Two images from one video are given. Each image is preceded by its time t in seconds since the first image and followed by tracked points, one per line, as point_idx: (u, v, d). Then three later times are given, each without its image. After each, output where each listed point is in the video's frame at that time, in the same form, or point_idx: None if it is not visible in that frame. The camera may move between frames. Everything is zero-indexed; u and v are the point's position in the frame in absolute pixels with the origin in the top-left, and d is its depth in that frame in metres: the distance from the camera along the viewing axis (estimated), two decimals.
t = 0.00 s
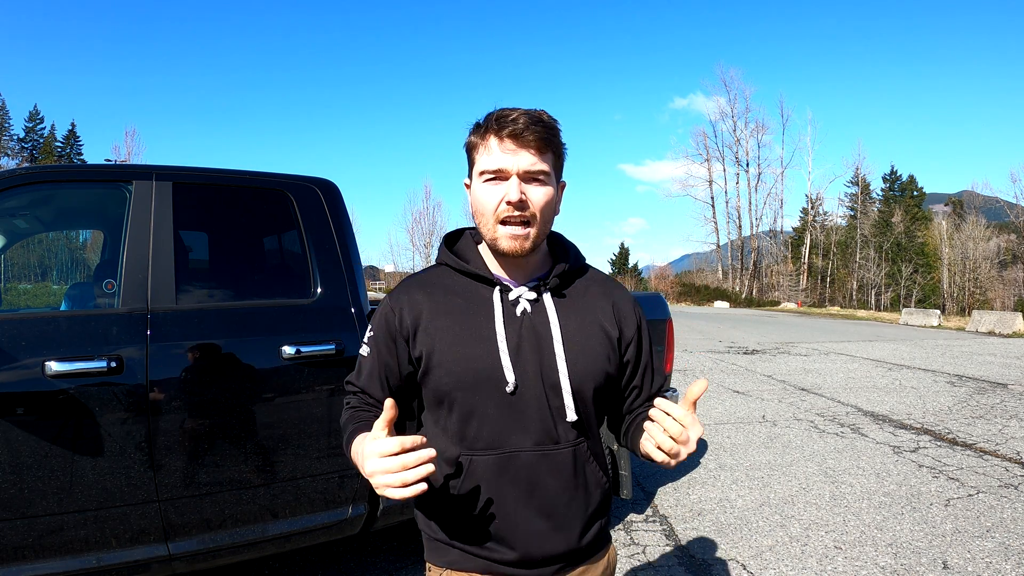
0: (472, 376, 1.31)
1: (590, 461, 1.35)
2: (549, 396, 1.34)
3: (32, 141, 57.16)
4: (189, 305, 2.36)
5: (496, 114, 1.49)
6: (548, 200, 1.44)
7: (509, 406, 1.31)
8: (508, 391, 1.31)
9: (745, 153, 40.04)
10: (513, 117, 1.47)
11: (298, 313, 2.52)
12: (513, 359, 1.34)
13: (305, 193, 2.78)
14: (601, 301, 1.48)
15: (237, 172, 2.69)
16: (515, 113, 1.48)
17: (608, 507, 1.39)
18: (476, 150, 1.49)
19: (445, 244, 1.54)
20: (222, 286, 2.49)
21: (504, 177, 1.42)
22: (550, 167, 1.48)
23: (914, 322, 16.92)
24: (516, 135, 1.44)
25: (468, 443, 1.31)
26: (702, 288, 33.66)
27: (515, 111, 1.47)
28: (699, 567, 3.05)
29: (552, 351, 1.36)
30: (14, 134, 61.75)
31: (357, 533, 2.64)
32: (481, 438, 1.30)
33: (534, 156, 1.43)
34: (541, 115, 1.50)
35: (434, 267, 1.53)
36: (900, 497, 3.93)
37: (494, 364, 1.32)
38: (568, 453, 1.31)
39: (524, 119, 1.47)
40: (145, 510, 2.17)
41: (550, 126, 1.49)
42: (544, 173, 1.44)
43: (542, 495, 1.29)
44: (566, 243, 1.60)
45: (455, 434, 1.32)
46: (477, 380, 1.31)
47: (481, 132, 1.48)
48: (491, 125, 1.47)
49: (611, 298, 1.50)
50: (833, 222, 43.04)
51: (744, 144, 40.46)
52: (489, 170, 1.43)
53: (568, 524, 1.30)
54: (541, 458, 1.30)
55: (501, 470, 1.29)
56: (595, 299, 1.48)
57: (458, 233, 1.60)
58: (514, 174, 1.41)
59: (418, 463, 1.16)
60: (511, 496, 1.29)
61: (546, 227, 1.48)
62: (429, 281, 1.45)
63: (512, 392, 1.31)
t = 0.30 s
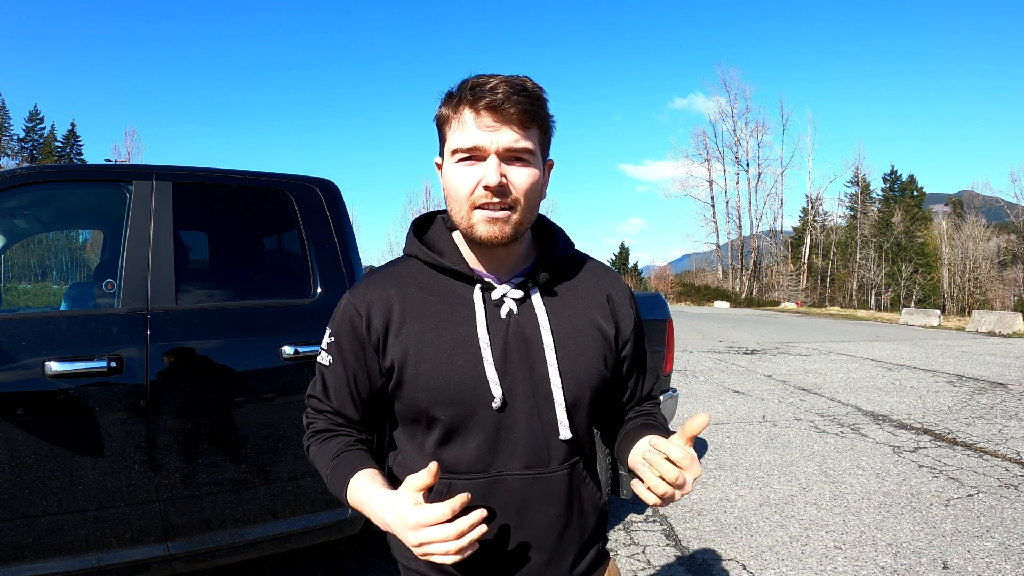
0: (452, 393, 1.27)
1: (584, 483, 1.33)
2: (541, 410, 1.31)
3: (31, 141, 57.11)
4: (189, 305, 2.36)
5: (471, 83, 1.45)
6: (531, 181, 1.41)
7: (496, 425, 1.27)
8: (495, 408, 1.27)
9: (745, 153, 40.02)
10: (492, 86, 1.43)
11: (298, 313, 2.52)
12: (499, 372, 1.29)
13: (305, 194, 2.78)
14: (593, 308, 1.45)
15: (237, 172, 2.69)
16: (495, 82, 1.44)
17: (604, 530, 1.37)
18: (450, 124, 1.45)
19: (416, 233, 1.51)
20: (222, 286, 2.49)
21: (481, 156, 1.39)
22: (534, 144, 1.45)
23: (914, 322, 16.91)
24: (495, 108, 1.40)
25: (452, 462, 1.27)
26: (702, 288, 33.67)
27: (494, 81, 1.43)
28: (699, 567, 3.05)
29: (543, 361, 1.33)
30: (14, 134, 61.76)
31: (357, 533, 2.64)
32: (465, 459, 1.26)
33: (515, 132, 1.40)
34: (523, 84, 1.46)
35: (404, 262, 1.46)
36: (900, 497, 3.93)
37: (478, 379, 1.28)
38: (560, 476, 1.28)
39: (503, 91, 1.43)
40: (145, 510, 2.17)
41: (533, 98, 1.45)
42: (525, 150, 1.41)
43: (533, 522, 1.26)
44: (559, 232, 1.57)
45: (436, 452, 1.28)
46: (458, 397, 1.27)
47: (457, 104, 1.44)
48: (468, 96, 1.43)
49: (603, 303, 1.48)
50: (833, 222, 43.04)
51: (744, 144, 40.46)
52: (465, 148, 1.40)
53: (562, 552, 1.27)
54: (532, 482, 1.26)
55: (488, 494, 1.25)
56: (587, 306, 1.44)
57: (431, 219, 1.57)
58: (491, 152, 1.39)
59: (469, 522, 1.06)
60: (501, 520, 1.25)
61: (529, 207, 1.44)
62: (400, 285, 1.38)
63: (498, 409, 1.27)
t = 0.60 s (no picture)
0: (439, 391, 1.25)
1: (583, 491, 1.32)
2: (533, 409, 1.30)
3: (32, 142, 57.13)
4: (189, 305, 2.36)
5: (479, 71, 1.43)
6: (534, 180, 1.41)
7: (487, 425, 1.26)
8: (485, 406, 1.26)
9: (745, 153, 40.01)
10: (502, 79, 1.41)
11: (298, 313, 2.52)
12: (490, 370, 1.29)
13: (305, 193, 2.78)
14: (591, 309, 1.44)
15: (237, 172, 2.69)
16: (506, 75, 1.41)
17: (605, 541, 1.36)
18: (453, 113, 1.43)
19: (405, 226, 1.51)
20: (222, 286, 2.49)
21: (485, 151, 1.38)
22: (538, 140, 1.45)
23: (914, 322, 16.91)
24: (503, 102, 1.39)
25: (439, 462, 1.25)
26: (702, 288, 33.68)
27: (505, 74, 1.41)
28: (700, 567, 3.05)
29: (536, 359, 1.33)
30: (15, 134, 61.76)
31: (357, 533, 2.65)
32: (451, 462, 1.25)
33: (521, 129, 1.40)
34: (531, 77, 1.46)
35: (391, 256, 1.45)
36: (900, 497, 3.93)
37: (468, 379, 1.26)
38: (556, 481, 1.28)
39: (513, 84, 1.41)
40: (145, 510, 2.17)
41: (540, 91, 1.45)
42: (528, 148, 1.41)
43: (523, 525, 1.25)
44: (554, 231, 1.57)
45: (421, 452, 1.25)
46: (444, 395, 1.25)
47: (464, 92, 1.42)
48: (475, 84, 1.42)
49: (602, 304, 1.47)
50: (834, 222, 43.04)
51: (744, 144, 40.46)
52: (470, 141, 1.39)
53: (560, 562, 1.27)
54: (523, 484, 1.25)
55: (477, 494, 1.24)
56: (584, 307, 1.44)
57: (421, 212, 1.57)
58: (496, 148, 1.38)
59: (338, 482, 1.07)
60: (490, 522, 1.25)
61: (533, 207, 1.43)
62: (382, 282, 1.36)
63: (488, 406, 1.26)
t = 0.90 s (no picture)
0: (451, 390, 1.24)
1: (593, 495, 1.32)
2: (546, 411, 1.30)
3: (31, 142, 57.09)
4: (189, 305, 2.36)
5: (446, 67, 1.43)
6: (526, 161, 1.42)
7: (499, 427, 1.26)
8: (499, 405, 1.25)
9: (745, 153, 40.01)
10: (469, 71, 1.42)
11: (298, 314, 2.52)
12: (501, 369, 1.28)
13: (305, 193, 2.78)
14: (595, 309, 1.45)
15: (237, 172, 2.69)
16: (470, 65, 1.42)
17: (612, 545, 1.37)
18: (431, 117, 1.44)
19: (405, 227, 1.49)
20: (222, 286, 2.49)
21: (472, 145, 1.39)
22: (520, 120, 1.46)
23: (914, 322, 16.90)
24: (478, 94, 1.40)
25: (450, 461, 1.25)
26: (702, 288, 33.70)
27: (470, 65, 1.41)
28: (700, 567, 3.05)
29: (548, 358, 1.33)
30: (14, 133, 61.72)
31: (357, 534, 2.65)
32: (461, 466, 1.25)
33: (501, 113, 1.40)
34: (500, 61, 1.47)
35: (391, 262, 1.42)
36: (900, 497, 3.93)
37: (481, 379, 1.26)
38: (569, 484, 1.28)
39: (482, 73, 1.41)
40: (145, 510, 2.17)
41: (511, 74, 1.45)
42: (516, 129, 1.41)
43: (534, 528, 1.25)
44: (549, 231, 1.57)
45: (432, 454, 1.24)
46: (457, 395, 1.24)
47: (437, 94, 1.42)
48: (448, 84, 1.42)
49: (605, 304, 1.48)
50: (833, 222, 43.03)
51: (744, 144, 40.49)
52: (455, 139, 1.39)
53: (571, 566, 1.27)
54: (536, 486, 1.25)
55: (488, 497, 1.25)
56: (589, 306, 1.45)
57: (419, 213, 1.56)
58: (481, 138, 1.38)
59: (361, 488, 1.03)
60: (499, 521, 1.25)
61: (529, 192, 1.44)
62: (388, 284, 1.35)
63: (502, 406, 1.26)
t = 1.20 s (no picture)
0: (466, 372, 1.23)
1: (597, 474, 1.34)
2: (552, 391, 1.31)
3: (32, 141, 57.13)
4: (189, 305, 2.36)
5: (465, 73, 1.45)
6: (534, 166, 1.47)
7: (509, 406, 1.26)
8: (509, 385, 1.25)
9: (745, 153, 40.02)
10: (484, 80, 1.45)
11: (298, 313, 2.52)
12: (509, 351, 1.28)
13: (305, 193, 2.78)
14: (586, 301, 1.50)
15: (237, 172, 2.69)
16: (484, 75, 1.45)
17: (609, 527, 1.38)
18: (450, 113, 1.43)
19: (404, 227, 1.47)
20: (222, 286, 2.49)
21: (494, 143, 1.40)
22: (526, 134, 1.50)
23: (914, 322, 16.90)
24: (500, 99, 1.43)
25: (462, 444, 1.24)
26: (702, 288, 33.73)
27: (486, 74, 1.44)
28: (699, 567, 3.05)
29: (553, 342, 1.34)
30: (14, 133, 61.74)
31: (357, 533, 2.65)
32: (477, 445, 1.24)
33: (519, 119, 1.44)
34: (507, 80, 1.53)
35: (400, 259, 1.38)
36: (900, 497, 3.93)
37: (490, 359, 1.26)
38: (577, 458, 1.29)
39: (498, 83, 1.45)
40: (145, 510, 2.17)
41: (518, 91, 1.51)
42: (527, 137, 1.46)
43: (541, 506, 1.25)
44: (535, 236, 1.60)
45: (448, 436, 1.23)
46: (472, 376, 1.23)
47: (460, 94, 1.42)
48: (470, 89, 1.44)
49: (592, 300, 1.53)
50: (833, 222, 43.02)
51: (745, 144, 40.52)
52: (478, 135, 1.39)
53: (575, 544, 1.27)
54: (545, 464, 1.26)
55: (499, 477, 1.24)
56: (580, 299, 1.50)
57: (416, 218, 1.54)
58: (504, 137, 1.40)
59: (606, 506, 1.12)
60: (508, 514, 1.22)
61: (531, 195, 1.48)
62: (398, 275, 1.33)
63: (513, 386, 1.26)
